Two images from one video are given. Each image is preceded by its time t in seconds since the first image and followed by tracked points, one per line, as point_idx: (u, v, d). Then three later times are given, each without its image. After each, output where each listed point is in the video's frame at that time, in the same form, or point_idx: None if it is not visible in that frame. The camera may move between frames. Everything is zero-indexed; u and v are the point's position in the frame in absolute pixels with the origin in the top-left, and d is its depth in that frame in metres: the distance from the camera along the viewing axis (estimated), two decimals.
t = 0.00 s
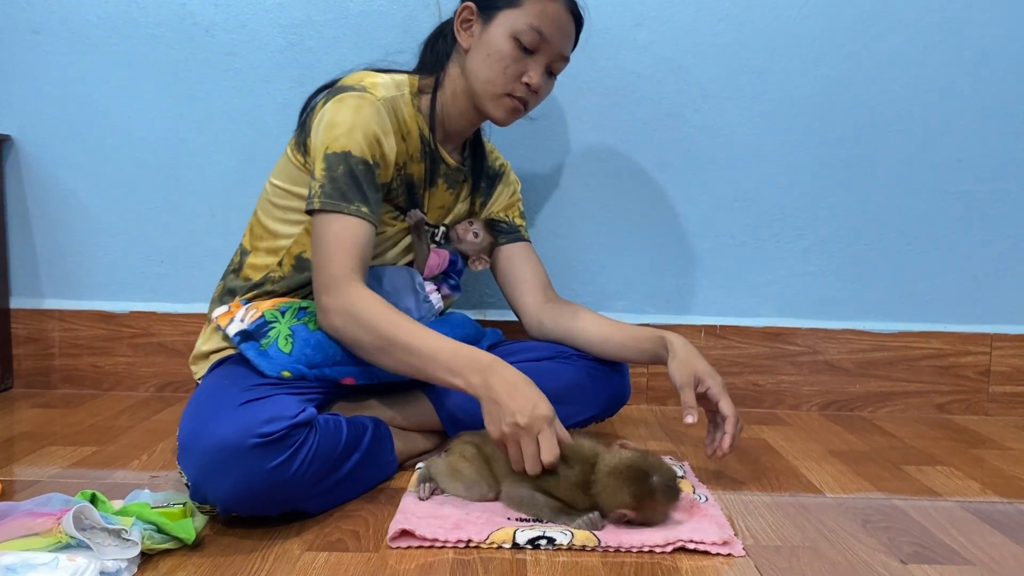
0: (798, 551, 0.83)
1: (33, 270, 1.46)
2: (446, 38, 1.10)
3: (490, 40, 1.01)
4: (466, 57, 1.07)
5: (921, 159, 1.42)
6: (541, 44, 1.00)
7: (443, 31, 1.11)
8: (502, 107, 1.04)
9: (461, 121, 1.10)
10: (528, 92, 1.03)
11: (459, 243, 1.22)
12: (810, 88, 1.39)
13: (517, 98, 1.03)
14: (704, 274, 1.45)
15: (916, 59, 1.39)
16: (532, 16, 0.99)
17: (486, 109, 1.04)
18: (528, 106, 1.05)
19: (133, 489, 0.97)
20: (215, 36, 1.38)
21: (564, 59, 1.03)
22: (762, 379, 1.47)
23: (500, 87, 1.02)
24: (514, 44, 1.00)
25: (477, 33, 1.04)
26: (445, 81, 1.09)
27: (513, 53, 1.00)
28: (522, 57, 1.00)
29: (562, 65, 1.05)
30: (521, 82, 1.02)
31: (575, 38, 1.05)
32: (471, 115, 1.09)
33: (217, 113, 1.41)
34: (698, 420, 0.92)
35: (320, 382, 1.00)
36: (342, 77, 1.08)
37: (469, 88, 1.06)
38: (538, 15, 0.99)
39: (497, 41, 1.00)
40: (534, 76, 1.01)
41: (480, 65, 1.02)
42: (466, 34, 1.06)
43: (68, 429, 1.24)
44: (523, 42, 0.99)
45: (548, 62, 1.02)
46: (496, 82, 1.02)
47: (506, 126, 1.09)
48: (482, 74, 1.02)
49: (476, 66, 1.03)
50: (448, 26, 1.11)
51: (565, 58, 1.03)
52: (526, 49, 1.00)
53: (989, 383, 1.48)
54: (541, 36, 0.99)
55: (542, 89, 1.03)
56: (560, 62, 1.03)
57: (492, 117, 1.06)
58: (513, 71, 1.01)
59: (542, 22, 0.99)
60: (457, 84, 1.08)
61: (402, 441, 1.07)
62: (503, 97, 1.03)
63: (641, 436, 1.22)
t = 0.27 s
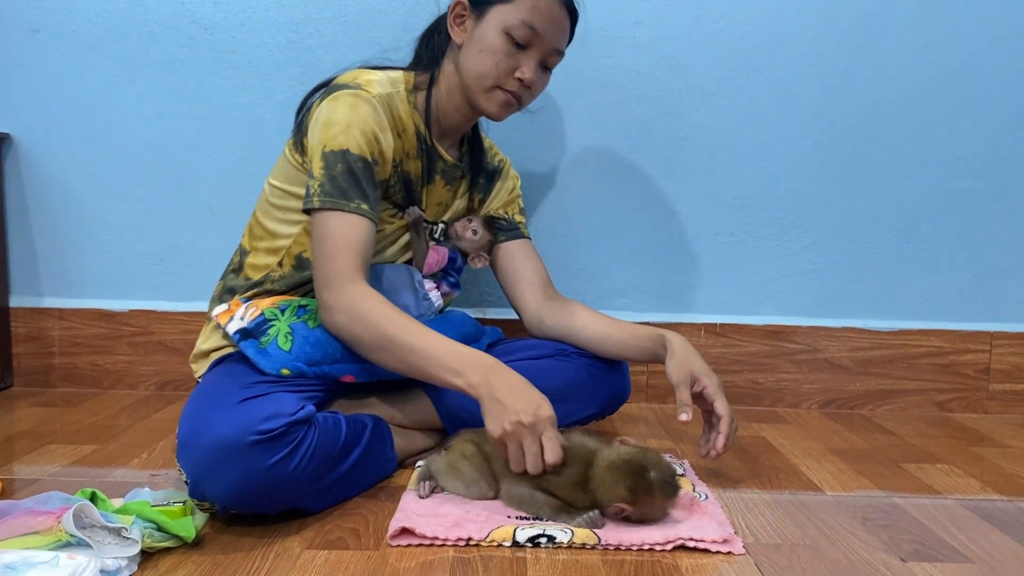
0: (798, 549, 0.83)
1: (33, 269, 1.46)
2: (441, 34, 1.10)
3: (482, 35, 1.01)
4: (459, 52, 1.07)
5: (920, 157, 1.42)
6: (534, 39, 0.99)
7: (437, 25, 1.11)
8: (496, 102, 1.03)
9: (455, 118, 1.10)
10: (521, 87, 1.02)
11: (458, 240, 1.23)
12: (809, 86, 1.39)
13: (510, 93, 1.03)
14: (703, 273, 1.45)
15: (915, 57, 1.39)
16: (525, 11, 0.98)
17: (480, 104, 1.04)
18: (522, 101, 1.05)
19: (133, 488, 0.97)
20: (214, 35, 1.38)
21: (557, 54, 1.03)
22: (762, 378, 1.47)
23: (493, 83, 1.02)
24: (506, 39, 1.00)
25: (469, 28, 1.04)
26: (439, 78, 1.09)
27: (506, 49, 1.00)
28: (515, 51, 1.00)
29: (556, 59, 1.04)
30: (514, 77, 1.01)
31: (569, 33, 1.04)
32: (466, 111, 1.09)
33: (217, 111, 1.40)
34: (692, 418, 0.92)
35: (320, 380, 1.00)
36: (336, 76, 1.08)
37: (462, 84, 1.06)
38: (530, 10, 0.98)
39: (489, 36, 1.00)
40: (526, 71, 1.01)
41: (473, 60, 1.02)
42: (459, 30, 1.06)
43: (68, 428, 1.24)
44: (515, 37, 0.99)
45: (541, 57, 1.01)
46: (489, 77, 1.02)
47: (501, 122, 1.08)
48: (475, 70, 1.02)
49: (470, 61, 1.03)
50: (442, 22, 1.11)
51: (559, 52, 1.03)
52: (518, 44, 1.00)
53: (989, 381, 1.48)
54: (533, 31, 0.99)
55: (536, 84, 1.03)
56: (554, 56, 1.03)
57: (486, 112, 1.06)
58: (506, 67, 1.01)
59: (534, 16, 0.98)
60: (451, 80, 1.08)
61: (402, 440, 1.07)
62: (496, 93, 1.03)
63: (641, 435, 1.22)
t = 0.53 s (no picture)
0: (797, 547, 0.83)
1: (32, 267, 1.46)
2: (438, 30, 1.10)
3: (479, 34, 1.01)
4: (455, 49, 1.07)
5: (920, 155, 1.41)
6: (530, 39, 0.99)
7: (433, 21, 1.11)
8: (490, 100, 1.04)
9: (451, 115, 1.10)
10: (516, 87, 1.03)
11: (455, 237, 1.22)
12: (809, 84, 1.39)
13: (505, 93, 1.03)
14: (703, 271, 1.45)
15: (915, 55, 1.39)
16: (521, 11, 0.98)
17: (474, 102, 1.04)
18: (516, 100, 1.05)
19: (132, 486, 0.97)
20: (213, 33, 1.38)
21: (553, 54, 1.03)
22: (762, 376, 1.47)
23: (488, 82, 1.02)
24: (502, 38, 1.00)
25: (466, 25, 1.04)
26: (434, 75, 1.09)
27: (502, 48, 1.00)
28: (511, 51, 1.00)
29: (551, 60, 1.04)
30: (509, 77, 1.01)
31: (565, 34, 1.04)
32: (461, 108, 1.09)
33: (216, 110, 1.40)
34: (691, 415, 0.92)
35: (318, 378, 1.00)
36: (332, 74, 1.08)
37: (457, 82, 1.06)
38: (527, 10, 0.98)
39: (485, 35, 1.00)
40: (522, 72, 1.01)
41: (469, 58, 1.02)
42: (455, 27, 1.05)
43: (68, 426, 1.24)
44: (512, 37, 0.99)
45: (536, 57, 1.01)
46: (484, 76, 1.02)
47: (495, 119, 1.09)
48: (470, 68, 1.02)
49: (465, 59, 1.03)
50: (439, 18, 1.11)
51: (555, 53, 1.03)
52: (514, 44, 1.00)
53: (989, 379, 1.48)
54: (529, 31, 0.99)
55: (531, 84, 1.03)
56: (549, 56, 1.03)
57: (480, 110, 1.06)
58: (502, 66, 1.01)
59: (530, 17, 0.98)
60: (446, 78, 1.07)
61: (402, 438, 1.07)
62: (491, 92, 1.03)
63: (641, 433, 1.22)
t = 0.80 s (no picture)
0: (796, 545, 0.83)
1: (32, 265, 1.46)
2: (436, 27, 1.10)
3: (476, 34, 1.01)
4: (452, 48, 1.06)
5: (920, 153, 1.41)
6: (527, 41, 0.99)
7: (430, 18, 1.10)
8: (486, 100, 1.04)
9: (446, 114, 1.10)
10: (513, 88, 1.03)
11: (452, 235, 1.22)
12: (809, 82, 1.39)
13: (501, 93, 1.03)
14: (702, 269, 1.45)
15: (915, 53, 1.38)
16: (520, 13, 0.98)
17: (470, 101, 1.05)
18: (512, 100, 1.05)
19: (132, 484, 0.97)
20: (212, 31, 1.38)
21: (550, 56, 1.03)
22: (761, 374, 1.47)
23: (484, 81, 1.02)
24: (500, 39, 1.00)
25: (463, 25, 1.03)
26: (431, 73, 1.09)
27: (499, 49, 1.00)
28: (509, 52, 1.00)
29: (549, 61, 1.04)
30: (506, 77, 1.01)
31: (564, 35, 1.04)
32: (457, 107, 1.09)
33: (215, 108, 1.40)
34: (695, 410, 0.92)
35: (315, 376, 1.00)
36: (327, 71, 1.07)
37: (453, 81, 1.06)
38: (526, 12, 0.98)
39: (483, 34, 1.00)
40: (519, 73, 1.01)
41: (466, 58, 1.02)
42: (453, 26, 1.05)
43: (68, 424, 1.24)
44: (509, 38, 0.99)
45: (533, 58, 1.01)
46: (480, 75, 1.02)
47: (491, 118, 1.09)
48: (467, 67, 1.02)
49: (462, 58, 1.02)
50: (437, 15, 1.10)
51: (552, 54, 1.03)
52: (512, 45, 1.00)
53: (988, 377, 1.48)
54: (527, 33, 0.99)
55: (527, 86, 1.03)
56: (547, 57, 1.03)
57: (475, 109, 1.06)
58: (499, 66, 1.01)
59: (529, 19, 0.98)
60: (442, 76, 1.07)
61: (401, 436, 1.07)
62: (487, 91, 1.03)
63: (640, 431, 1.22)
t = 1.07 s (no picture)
0: (795, 543, 0.83)
1: (31, 263, 1.46)
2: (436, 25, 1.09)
3: (477, 31, 1.00)
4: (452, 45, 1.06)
5: (919, 151, 1.41)
6: (529, 38, 0.99)
7: (430, 15, 1.10)
8: (486, 98, 1.04)
9: (447, 111, 1.10)
10: (513, 85, 1.03)
11: (452, 233, 1.21)
12: (809, 79, 1.39)
13: (502, 90, 1.03)
14: (702, 267, 1.45)
15: (915, 50, 1.38)
16: (521, 9, 0.98)
17: (471, 99, 1.04)
18: (513, 98, 1.05)
19: (131, 482, 0.97)
20: (212, 29, 1.38)
21: (551, 53, 1.03)
22: (760, 372, 1.48)
23: (485, 79, 1.02)
24: (501, 36, 0.99)
25: (464, 22, 1.03)
26: (432, 70, 1.09)
27: (500, 46, 1.00)
28: (510, 50, 1.00)
29: (550, 58, 1.04)
30: (507, 75, 1.01)
31: (565, 32, 1.04)
32: (458, 105, 1.09)
33: (215, 106, 1.40)
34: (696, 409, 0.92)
35: (316, 374, 1.00)
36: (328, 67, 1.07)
37: (454, 78, 1.05)
38: (526, 9, 0.98)
39: (484, 32, 1.00)
40: (520, 70, 1.01)
41: (467, 55, 1.02)
42: (453, 23, 1.05)
43: (68, 422, 1.24)
44: (510, 36, 0.99)
45: (534, 55, 1.01)
46: (481, 73, 1.01)
47: (491, 116, 1.09)
48: (468, 65, 1.02)
49: (463, 56, 1.02)
50: (437, 12, 1.10)
51: (553, 51, 1.03)
52: (513, 42, 1.00)
53: (987, 375, 1.48)
54: (529, 30, 0.98)
55: (528, 83, 1.03)
56: (548, 54, 1.03)
57: (476, 107, 1.06)
58: (500, 64, 1.01)
59: (530, 16, 0.98)
60: (443, 74, 1.07)
61: (401, 434, 1.07)
62: (488, 88, 1.03)
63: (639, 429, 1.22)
